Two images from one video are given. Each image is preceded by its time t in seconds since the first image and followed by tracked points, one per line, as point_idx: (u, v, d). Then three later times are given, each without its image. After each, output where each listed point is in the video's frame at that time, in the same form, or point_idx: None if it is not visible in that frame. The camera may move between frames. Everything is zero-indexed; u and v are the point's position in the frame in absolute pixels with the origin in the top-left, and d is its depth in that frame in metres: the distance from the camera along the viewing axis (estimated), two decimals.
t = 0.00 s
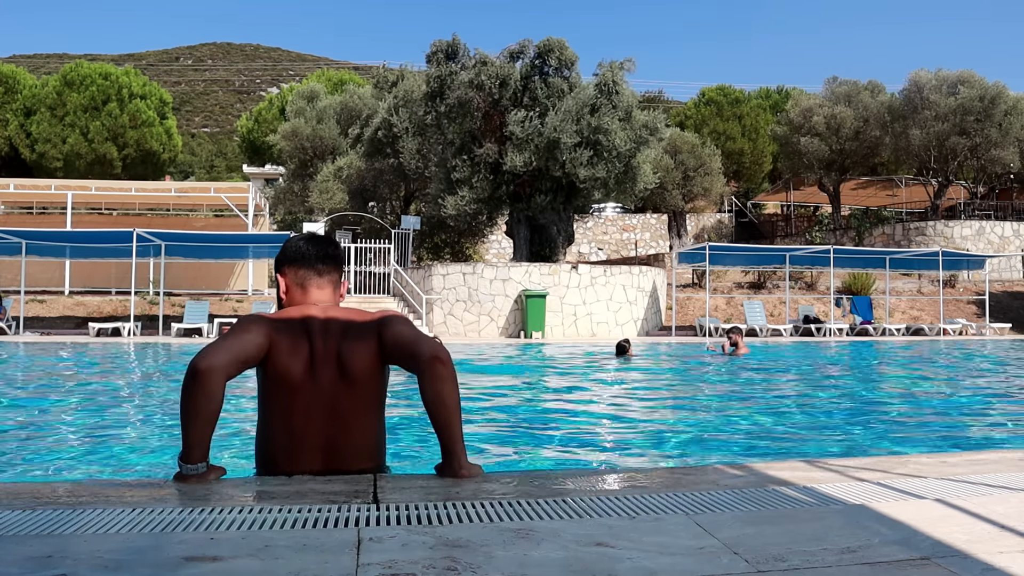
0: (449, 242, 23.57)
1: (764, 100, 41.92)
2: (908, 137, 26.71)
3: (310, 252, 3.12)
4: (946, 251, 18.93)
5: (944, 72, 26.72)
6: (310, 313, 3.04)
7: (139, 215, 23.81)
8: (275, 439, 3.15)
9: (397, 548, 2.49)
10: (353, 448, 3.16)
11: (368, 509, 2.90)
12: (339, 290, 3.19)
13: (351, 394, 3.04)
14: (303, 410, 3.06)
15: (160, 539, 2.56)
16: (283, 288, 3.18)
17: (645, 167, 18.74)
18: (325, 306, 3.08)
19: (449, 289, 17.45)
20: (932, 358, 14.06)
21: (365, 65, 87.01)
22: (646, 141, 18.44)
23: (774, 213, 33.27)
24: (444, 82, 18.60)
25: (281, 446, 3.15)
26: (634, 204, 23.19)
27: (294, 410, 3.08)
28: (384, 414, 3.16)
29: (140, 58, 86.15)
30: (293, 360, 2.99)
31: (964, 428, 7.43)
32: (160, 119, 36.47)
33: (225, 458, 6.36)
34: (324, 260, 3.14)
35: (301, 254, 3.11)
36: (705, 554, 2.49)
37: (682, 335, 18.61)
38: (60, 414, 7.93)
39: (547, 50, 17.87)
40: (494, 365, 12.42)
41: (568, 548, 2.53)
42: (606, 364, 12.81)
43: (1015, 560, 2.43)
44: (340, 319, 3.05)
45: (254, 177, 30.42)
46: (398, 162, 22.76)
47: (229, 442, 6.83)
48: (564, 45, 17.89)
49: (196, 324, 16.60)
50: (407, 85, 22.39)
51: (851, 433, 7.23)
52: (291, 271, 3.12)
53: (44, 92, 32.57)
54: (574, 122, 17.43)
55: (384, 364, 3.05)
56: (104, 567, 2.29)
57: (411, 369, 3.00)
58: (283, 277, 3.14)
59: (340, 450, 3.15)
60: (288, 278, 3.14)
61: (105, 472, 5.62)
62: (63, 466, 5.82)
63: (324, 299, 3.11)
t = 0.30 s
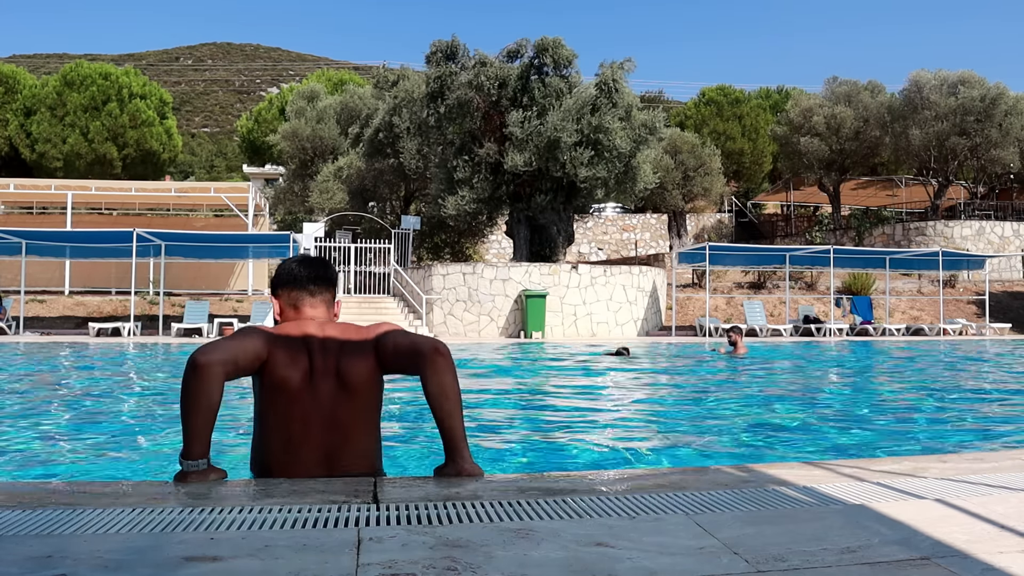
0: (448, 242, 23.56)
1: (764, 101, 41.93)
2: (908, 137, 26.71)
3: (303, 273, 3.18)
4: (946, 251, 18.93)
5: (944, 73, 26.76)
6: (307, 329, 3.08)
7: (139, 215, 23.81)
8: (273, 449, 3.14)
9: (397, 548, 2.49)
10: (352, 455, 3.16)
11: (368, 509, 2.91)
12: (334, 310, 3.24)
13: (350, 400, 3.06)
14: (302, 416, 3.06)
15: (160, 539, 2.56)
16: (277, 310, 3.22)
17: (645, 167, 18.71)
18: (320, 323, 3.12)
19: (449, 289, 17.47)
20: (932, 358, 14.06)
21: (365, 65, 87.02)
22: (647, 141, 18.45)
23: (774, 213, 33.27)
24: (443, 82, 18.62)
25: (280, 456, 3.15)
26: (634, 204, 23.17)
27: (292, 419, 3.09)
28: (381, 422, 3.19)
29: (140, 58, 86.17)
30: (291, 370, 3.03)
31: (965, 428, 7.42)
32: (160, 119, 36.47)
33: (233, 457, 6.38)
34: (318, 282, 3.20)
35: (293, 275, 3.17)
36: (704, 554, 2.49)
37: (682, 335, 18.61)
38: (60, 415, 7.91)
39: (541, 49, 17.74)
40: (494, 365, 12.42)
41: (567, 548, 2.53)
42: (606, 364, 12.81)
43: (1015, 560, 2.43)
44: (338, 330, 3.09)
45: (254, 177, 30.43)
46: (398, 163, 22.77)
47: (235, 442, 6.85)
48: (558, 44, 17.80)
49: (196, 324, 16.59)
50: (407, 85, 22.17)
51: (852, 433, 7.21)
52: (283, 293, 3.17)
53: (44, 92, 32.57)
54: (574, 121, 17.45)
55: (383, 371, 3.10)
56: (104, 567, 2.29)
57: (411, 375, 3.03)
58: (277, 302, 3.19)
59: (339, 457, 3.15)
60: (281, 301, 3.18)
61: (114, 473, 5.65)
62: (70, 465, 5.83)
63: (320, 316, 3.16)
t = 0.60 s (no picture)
0: (448, 242, 23.56)
1: (764, 100, 41.93)
2: (909, 137, 26.70)
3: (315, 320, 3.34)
4: (946, 251, 18.92)
5: (944, 72, 26.84)
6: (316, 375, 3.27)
7: (139, 215, 23.81)
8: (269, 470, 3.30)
9: (397, 548, 2.49)
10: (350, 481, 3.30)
11: (368, 509, 2.92)
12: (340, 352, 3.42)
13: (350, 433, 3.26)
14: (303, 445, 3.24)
15: (160, 540, 2.56)
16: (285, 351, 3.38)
17: (645, 167, 18.72)
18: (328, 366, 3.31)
19: (449, 289, 17.49)
20: (932, 358, 14.05)
21: (365, 65, 87.03)
22: (647, 141, 18.45)
23: (774, 213, 33.27)
24: (443, 83, 18.61)
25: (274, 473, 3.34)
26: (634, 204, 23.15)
27: (292, 449, 3.25)
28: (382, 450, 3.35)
29: (140, 58, 86.17)
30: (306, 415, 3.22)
31: (964, 428, 7.42)
32: (160, 119, 36.45)
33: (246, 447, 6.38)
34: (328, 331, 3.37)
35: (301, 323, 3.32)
36: (705, 554, 2.49)
37: (682, 335, 18.60)
38: (60, 415, 7.91)
39: (540, 50, 17.68)
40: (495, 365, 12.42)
41: (568, 548, 2.53)
42: (607, 364, 12.82)
43: (1015, 560, 2.43)
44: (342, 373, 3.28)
45: (254, 177, 30.44)
46: (398, 162, 22.76)
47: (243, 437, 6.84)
48: (556, 45, 17.74)
49: (196, 324, 16.60)
50: (408, 85, 22.06)
51: (851, 433, 7.22)
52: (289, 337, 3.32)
53: (44, 92, 32.57)
54: (573, 121, 17.44)
55: (389, 416, 3.34)
56: (104, 567, 2.29)
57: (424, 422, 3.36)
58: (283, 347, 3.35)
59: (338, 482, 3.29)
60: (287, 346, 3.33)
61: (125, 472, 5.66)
62: (79, 464, 5.84)
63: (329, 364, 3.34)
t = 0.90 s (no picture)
0: (448, 242, 23.56)
1: (764, 101, 41.92)
2: (909, 137, 26.69)
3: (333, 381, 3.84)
4: (946, 251, 18.92)
5: (945, 72, 26.87)
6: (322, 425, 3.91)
7: (139, 215, 23.83)
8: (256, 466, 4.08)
9: (397, 548, 2.49)
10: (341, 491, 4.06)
11: (368, 509, 2.93)
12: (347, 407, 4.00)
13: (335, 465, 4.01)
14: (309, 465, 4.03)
15: (160, 539, 2.56)
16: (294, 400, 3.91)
17: (645, 167, 18.72)
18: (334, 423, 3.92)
19: (449, 289, 17.49)
20: (932, 358, 14.05)
21: (364, 65, 87.03)
22: (647, 141, 18.45)
23: (774, 213, 33.26)
24: (442, 82, 18.61)
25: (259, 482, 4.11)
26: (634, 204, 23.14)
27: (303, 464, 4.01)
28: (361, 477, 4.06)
29: (141, 58, 86.18)
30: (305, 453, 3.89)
31: (963, 428, 7.42)
32: (160, 119, 36.44)
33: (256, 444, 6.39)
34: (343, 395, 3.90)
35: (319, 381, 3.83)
36: (705, 553, 2.49)
37: (682, 335, 18.61)
38: (61, 415, 7.91)
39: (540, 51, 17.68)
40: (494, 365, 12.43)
41: (567, 548, 2.53)
42: (607, 363, 12.83)
43: (1015, 560, 2.43)
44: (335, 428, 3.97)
45: (254, 178, 30.48)
46: (398, 162, 22.74)
47: (250, 436, 6.85)
48: (556, 45, 17.74)
49: (196, 324, 16.60)
50: (407, 85, 22.01)
51: (850, 433, 7.21)
52: (305, 396, 3.82)
53: (44, 92, 32.57)
54: (572, 122, 17.43)
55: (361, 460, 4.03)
56: (104, 567, 2.29)
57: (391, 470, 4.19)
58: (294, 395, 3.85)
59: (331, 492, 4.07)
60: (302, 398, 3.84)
61: (134, 471, 5.67)
62: (84, 464, 5.85)
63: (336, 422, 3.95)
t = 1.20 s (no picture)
0: (448, 242, 23.55)
1: (764, 101, 41.93)
2: (909, 137, 26.65)
3: (336, 369, 4.14)
4: (946, 251, 18.93)
5: (946, 73, 26.82)
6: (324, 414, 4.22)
7: (139, 215, 23.83)
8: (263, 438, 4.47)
9: (397, 548, 2.49)
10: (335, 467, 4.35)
11: (367, 509, 2.94)
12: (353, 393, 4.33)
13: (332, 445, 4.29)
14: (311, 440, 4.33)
15: (160, 539, 2.56)
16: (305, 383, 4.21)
17: (645, 167, 18.71)
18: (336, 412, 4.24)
19: (449, 289, 17.49)
20: (932, 358, 14.05)
21: (365, 65, 87.05)
22: (647, 141, 18.45)
23: (774, 213, 33.27)
24: (443, 82, 18.62)
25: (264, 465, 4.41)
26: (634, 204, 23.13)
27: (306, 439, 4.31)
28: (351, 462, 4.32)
29: (141, 58, 86.20)
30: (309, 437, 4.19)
31: (964, 428, 7.42)
32: (160, 119, 36.41)
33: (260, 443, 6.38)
34: (347, 381, 4.21)
35: (322, 368, 4.12)
36: (705, 554, 2.49)
37: (681, 335, 18.61)
38: (61, 415, 7.90)
39: (540, 51, 17.68)
40: (495, 365, 12.44)
41: (567, 548, 2.53)
42: (607, 363, 12.83)
43: (1015, 560, 2.43)
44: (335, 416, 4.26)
45: (254, 178, 30.54)
46: (398, 163, 22.74)
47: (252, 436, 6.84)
48: (556, 45, 17.72)
49: (196, 324, 16.61)
50: (407, 85, 22.01)
51: (850, 433, 7.21)
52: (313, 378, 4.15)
53: (44, 92, 32.57)
54: (572, 122, 17.44)
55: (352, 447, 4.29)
56: (104, 567, 2.29)
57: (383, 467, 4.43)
58: (302, 375, 4.19)
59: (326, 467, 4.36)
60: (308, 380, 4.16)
61: (137, 471, 5.66)
62: (85, 463, 5.84)
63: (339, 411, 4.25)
